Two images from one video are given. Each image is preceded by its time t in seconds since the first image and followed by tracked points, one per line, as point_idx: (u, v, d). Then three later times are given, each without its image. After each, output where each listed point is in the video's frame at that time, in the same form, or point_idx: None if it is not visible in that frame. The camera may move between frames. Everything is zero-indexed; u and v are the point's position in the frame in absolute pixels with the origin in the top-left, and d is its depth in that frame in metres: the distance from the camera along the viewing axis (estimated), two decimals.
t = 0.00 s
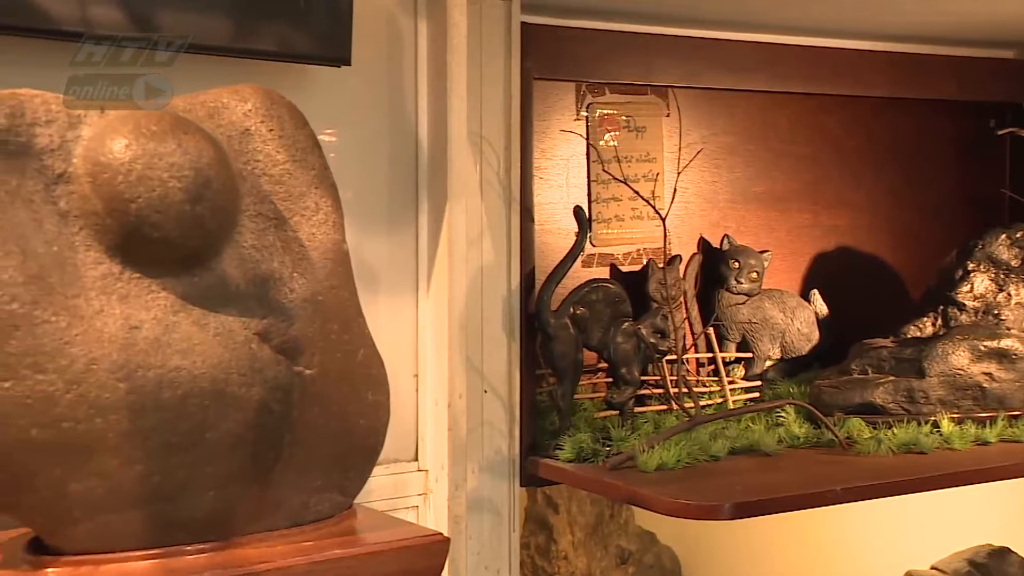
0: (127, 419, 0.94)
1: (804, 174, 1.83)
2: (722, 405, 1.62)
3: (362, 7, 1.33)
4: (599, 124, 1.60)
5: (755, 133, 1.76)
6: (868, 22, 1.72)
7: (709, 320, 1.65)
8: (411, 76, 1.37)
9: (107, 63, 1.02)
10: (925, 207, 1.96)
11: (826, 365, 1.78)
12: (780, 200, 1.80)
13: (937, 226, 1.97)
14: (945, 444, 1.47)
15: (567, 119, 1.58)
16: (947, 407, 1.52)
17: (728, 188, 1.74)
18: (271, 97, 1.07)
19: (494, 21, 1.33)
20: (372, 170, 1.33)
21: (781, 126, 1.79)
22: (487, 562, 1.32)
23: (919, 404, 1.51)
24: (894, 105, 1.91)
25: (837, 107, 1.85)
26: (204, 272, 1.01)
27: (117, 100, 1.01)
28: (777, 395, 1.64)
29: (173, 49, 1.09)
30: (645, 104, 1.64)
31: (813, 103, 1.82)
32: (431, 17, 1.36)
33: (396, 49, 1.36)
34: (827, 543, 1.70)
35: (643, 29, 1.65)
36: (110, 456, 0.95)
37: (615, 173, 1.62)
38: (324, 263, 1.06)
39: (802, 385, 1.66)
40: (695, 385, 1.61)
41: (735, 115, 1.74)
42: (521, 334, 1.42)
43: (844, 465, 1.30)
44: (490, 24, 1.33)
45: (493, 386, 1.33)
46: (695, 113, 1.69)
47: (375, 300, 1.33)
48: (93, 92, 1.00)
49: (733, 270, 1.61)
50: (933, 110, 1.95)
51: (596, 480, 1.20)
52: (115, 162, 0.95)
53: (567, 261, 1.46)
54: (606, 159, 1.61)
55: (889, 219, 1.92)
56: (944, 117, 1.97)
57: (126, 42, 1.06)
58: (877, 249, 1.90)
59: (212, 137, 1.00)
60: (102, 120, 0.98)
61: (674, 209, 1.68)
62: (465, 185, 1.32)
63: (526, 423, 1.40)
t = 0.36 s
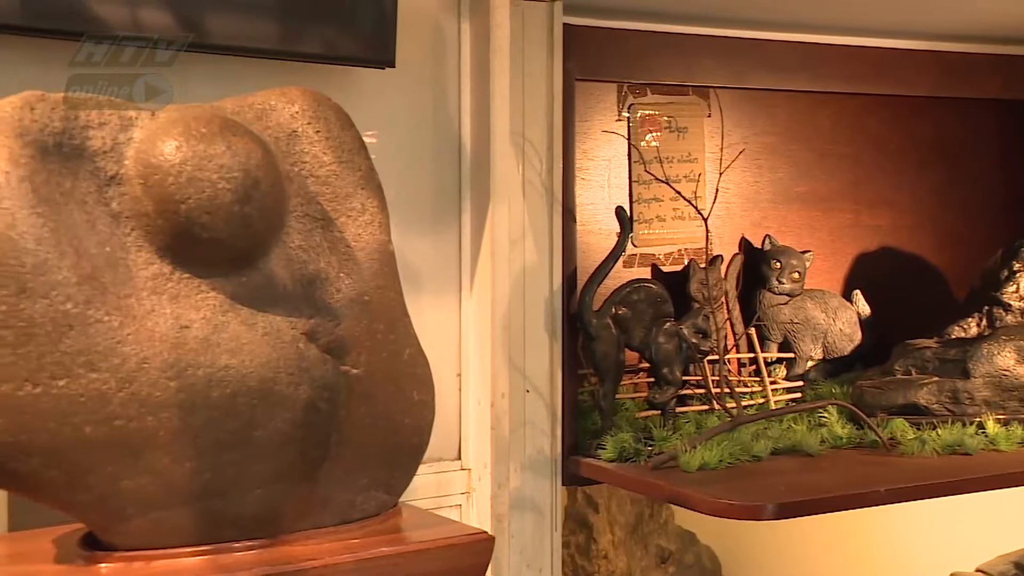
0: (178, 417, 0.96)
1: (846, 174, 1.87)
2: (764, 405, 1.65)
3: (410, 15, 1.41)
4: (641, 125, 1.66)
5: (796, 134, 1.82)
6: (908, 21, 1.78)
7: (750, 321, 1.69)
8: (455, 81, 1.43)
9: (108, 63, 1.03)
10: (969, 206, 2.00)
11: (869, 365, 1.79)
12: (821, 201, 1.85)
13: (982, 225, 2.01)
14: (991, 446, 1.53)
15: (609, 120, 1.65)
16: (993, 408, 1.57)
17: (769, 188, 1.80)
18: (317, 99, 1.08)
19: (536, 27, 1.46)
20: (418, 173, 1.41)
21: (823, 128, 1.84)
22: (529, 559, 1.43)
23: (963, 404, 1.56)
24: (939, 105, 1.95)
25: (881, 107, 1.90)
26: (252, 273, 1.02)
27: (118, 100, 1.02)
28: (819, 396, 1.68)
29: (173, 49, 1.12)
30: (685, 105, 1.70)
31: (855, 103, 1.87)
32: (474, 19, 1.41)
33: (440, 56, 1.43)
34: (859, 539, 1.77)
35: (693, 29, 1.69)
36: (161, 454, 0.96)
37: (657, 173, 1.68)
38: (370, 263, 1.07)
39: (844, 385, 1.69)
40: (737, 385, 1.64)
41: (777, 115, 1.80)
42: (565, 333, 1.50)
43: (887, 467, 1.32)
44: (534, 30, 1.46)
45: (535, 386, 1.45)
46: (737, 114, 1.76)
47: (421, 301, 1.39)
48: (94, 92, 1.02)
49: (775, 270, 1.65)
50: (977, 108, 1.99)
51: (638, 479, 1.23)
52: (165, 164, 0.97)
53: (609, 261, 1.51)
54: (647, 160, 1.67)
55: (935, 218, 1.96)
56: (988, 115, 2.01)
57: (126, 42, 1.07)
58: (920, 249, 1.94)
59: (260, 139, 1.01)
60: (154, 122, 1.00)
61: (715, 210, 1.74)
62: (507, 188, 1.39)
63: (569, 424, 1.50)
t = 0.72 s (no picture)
0: (226, 414, 0.97)
1: (890, 174, 1.86)
2: (807, 405, 1.65)
3: (453, 18, 1.43)
4: (683, 124, 1.67)
5: (839, 133, 1.81)
6: (951, 19, 1.77)
7: (793, 320, 1.69)
8: (497, 86, 1.46)
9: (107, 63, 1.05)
10: (1017, 205, 1.98)
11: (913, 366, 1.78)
12: (863, 200, 1.84)
13: None
14: None
15: (651, 119, 1.65)
16: None
17: (811, 188, 1.79)
18: (364, 100, 1.09)
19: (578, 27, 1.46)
20: (460, 174, 1.43)
21: (866, 125, 1.84)
22: (570, 557, 1.44)
23: (1010, 405, 1.54)
24: (985, 103, 1.94)
25: (924, 105, 1.88)
26: (299, 272, 1.03)
27: (119, 95, 1.02)
28: (862, 395, 1.68)
29: (173, 48, 1.14)
30: (727, 104, 1.70)
31: (898, 101, 1.86)
32: (517, 20, 1.44)
33: (481, 59, 1.45)
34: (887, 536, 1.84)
35: (736, 29, 1.70)
36: (210, 451, 0.97)
37: (699, 173, 1.68)
38: (415, 263, 1.08)
39: (888, 385, 1.69)
40: (779, 385, 1.64)
41: (819, 114, 1.79)
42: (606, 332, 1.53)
43: (932, 467, 1.33)
44: (575, 30, 1.47)
45: (577, 384, 1.45)
46: (780, 113, 1.75)
47: (464, 300, 1.41)
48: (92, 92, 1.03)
49: (818, 270, 1.65)
50: None
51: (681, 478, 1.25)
52: (214, 164, 0.98)
53: (650, 261, 1.51)
54: (689, 160, 1.67)
55: (981, 217, 1.94)
56: None
57: (125, 39, 1.10)
58: (966, 249, 1.93)
59: (307, 139, 1.02)
60: (203, 122, 1.01)
61: (757, 209, 1.74)
62: (549, 188, 1.42)
63: (610, 423, 1.52)
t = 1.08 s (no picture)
0: (274, 412, 0.98)
1: (934, 173, 1.85)
2: (850, 405, 1.64)
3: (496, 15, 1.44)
4: (725, 123, 1.67)
5: (882, 131, 1.80)
6: (997, 15, 1.75)
7: (836, 320, 1.68)
8: (539, 86, 1.48)
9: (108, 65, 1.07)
10: None
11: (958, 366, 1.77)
12: (907, 199, 1.82)
13: None
14: None
15: (693, 118, 1.66)
16: None
17: (855, 186, 1.78)
18: (409, 100, 1.10)
19: (621, 27, 1.46)
20: (502, 173, 1.44)
21: (909, 122, 1.82)
22: (613, 556, 1.45)
23: None
24: None
25: (969, 102, 1.87)
26: (345, 271, 1.04)
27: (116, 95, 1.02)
28: (907, 396, 1.67)
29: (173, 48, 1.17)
30: (770, 103, 1.70)
31: (943, 99, 1.85)
32: (560, 19, 1.46)
33: (524, 58, 1.46)
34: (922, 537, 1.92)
35: (782, 27, 1.69)
36: (258, 448, 0.98)
37: (741, 172, 1.68)
38: (460, 262, 1.08)
39: (933, 385, 1.69)
40: (822, 384, 1.64)
41: (862, 112, 1.78)
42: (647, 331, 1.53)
43: (978, 468, 1.34)
44: (619, 29, 1.47)
45: (619, 383, 1.46)
46: (824, 111, 1.75)
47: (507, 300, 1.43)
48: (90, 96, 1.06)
49: (861, 269, 1.64)
50: None
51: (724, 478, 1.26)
52: (261, 164, 0.99)
53: (693, 260, 1.51)
54: (731, 159, 1.67)
55: None
56: None
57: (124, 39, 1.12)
58: (1011, 248, 1.91)
59: (354, 140, 1.03)
60: (251, 122, 1.03)
61: (800, 208, 1.73)
62: (593, 186, 1.44)
63: (652, 423, 1.53)
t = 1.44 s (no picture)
0: (321, 411, 0.98)
1: (982, 171, 1.83)
2: (896, 405, 1.63)
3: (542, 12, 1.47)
4: (769, 122, 1.66)
5: (928, 129, 1.78)
6: None
7: (881, 319, 1.66)
8: (584, 85, 1.49)
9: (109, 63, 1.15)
10: None
11: (1008, 366, 1.74)
12: (954, 197, 1.81)
13: None
14: None
15: (736, 116, 1.65)
16: None
17: (900, 185, 1.77)
18: (454, 99, 1.10)
19: (665, 25, 1.45)
20: (545, 171, 1.46)
21: (955, 120, 1.80)
22: (656, 556, 1.44)
23: None
24: None
25: (1018, 99, 1.84)
26: (392, 270, 1.04)
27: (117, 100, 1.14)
28: (954, 396, 1.65)
29: (173, 49, 1.19)
30: (814, 101, 1.69)
31: (991, 96, 1.82)
32: (603, 16, 1.47)
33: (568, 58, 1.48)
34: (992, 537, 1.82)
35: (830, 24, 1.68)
36: (305, 447, 0.99)
37: (786, 170, 1.67)
38: (506, 262, 1.09)
39: (981, 386, 1.66)
40: (867, 384, 1.62)
41: (908, 110, 1.77)
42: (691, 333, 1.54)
43: None
44: (662, 28, 1.46)
45: (662, 382, 1.46)
46: (870, 109, 1.74)
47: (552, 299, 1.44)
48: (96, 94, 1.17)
49: (906, 268, 1.62)
50: None
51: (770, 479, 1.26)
52: (308, 164, 0.99)
53: (736, 259, 1.50)
54: (776, 157, 1.67)
55: None
56: None
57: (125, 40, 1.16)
58: None
59: (400, 139, 1.03)
60: (298, 122, 1.04)
61: (845, 207, 1.72)
62: (636, 184, 1.44)
63: (695, 423, 1.53)
